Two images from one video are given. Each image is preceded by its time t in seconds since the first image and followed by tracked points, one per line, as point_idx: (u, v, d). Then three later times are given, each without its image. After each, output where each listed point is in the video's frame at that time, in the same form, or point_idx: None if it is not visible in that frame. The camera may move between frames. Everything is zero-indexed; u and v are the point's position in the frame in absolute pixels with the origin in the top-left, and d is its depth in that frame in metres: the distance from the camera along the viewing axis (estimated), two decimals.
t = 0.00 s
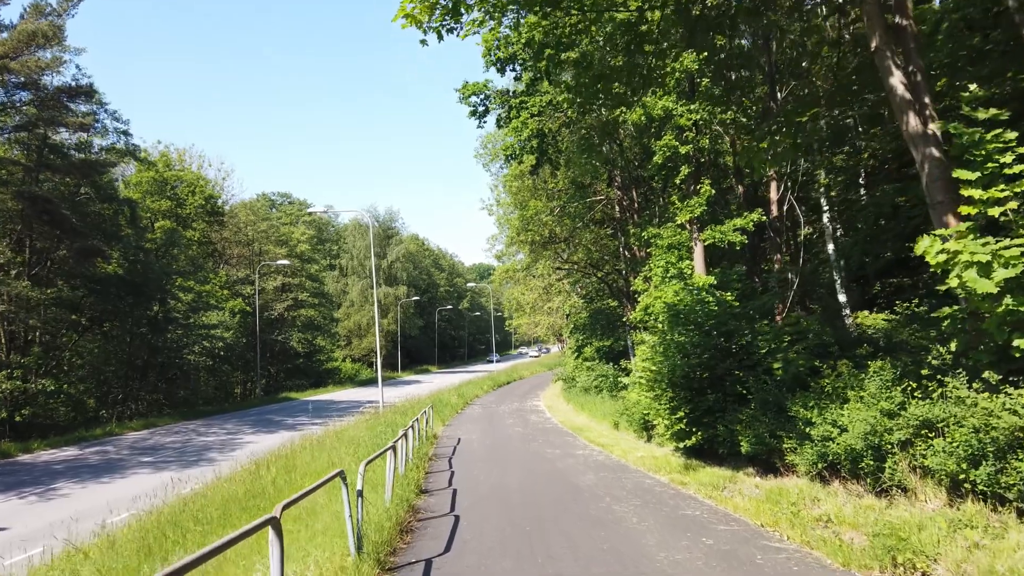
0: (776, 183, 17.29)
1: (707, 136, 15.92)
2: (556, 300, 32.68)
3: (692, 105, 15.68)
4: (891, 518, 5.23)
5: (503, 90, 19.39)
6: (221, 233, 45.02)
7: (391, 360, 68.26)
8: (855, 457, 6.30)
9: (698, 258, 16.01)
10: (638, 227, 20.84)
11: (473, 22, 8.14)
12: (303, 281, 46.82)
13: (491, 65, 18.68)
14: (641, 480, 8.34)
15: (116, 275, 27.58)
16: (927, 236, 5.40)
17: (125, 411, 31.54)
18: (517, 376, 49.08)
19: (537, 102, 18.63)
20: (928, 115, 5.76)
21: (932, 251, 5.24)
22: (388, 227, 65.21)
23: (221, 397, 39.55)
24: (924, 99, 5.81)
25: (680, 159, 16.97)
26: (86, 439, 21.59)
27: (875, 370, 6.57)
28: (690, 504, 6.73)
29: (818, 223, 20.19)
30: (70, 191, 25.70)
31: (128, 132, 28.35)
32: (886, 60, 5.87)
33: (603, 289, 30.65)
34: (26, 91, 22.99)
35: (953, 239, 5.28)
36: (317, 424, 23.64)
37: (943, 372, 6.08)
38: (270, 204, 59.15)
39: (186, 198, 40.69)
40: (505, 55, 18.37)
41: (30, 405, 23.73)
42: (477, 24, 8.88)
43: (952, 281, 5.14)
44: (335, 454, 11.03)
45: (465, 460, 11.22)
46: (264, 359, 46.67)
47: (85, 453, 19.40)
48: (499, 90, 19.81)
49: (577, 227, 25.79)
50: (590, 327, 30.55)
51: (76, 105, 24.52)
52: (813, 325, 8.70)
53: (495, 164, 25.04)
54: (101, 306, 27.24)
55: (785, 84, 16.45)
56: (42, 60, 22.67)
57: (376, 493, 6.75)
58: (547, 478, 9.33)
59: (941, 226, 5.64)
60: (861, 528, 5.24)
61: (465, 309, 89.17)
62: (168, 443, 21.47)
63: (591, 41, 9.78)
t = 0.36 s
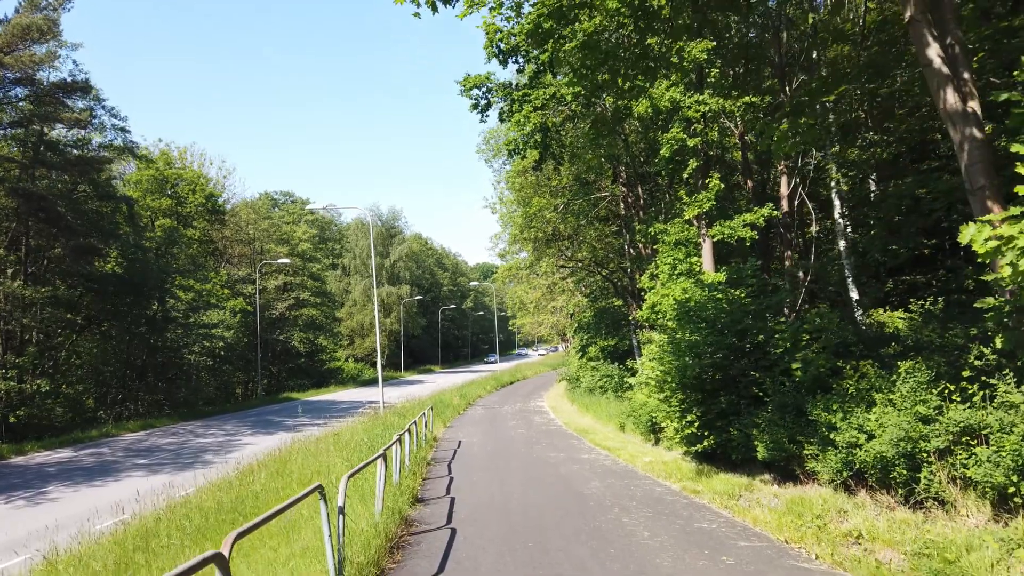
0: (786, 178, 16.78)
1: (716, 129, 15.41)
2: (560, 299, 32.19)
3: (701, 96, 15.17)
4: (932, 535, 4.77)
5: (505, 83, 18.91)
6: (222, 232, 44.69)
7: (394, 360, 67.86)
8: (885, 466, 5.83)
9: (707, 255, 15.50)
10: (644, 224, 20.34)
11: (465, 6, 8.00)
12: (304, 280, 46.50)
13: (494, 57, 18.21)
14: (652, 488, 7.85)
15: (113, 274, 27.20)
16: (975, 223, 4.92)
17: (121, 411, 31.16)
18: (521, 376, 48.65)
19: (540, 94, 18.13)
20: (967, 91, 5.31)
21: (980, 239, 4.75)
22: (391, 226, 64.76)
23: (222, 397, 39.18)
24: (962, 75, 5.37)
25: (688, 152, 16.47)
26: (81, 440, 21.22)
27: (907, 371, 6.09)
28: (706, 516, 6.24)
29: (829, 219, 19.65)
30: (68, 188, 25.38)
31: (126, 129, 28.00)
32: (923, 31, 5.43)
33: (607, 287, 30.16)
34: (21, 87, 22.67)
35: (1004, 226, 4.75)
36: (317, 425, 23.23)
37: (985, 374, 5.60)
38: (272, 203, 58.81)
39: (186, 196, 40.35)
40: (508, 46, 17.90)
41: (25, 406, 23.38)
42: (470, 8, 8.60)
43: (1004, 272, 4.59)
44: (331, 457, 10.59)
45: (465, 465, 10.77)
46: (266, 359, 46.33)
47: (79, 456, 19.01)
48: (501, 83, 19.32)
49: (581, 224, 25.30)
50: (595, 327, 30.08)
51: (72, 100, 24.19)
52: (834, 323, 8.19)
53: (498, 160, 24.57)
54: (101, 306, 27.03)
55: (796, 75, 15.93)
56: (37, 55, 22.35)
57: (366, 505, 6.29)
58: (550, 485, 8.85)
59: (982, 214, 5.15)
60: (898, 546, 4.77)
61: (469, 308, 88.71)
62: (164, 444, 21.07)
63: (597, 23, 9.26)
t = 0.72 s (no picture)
0: (800, 171, 16.29)
1: (727, 120, 14.93)
2: (565, 298, 31.82)
3: (712, 86, 14.68)
4: (986, 549, 4.33)
5: (509, 74, 18.43)
6: (224, 230, 44.36)
7: (398, 360, 67.45)
8: (924, 471, 5.38)
9: (717, 250, 15.01)
10: (652, 219, 19.87)
11: None
12: (307, 278, 46.13)
13: (497, 48, 17.75)
14: (666, 493, 7.36)
15: (112, 271, 26.86)
16: None
17: (121, 412, 30.42)
18: (525, 376, 48.11)
19: (545, 86, 17.66)
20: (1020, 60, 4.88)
21: None
22: (394, 224, 64.35)
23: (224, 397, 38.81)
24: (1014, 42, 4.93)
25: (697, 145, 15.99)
26: (77, 440, 20.86)
27: (947, 368, 5.63)
28: (727, 525, 5.76)
29: (842, 214, 19.14)
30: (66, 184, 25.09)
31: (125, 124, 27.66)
32: None
33: (613, 285, 29.66)
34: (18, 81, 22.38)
35: None
36: (318, 425, 22.83)
37: None
38: (275, 201, 58.48)
39: (187, 194, 40.07)
40: (512, 37, 17.44)
41: (22, 405, 23.03)
42: None
43: None
44: (327, 458, 10.14)
45: (468, 467, 10.31)
46: (268, 358, 45.97)
47: (74, 456, 18.62)
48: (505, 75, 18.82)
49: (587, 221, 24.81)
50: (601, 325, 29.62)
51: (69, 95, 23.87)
52: (858, 317, 7.71)
53: (502, 155, 24.11)
54: (100, 303, 26.74)
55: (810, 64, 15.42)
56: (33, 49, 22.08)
57: (359, 513, 5.84)
58: (557, 489, 8.38)
59: None
60: (948, 561, 4.33)
61: (473, 307, 88.27)
62: (162, 445, 20.69)
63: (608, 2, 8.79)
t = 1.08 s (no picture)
0: (810, 167, 15.88)
1: (736, 115, 14.53)
2: (568, 299, 31.45)
3: (720, 80, 14.29)
4: None
5: (512, 70, 18.05)
6: (226, 230, 44.11)
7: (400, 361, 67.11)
8: (959, 481, 4.97)
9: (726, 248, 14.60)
10: (658, 218, 19.47)
11: None
12: (309, 279, 45.83)
13: (500, 42, 17.40)
14: (676, 501, 6.97)
15: (110, 271, 26.60)
16: None
17: (119, 413, 30.02)
18: (529, 377, 47.70)
19: (548, 81, 17.29)
20: None
21: None
22: (397, 225, 64.05)
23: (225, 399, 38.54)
24: None
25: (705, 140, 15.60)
26: (74, 442, 20.58)
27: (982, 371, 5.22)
28: (744, 538, 5.37)
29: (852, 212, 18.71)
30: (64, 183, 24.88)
31: (124, 123, 27.47)
32: None
33: (618, 285, 29.27)
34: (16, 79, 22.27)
35: None
36: (318, 427, 22.49)
37: None
38: (278, 202, 58.25)
39: (189, 194, 39.87)
40: (515, 31, 17.08)
41: (18, 406, 22.75)
42: None
43: None
44: (323, 463, 9.71)
45: (467, 471, 9.90)
46: (270, 359, 45.70)
47: (70, 459, 18.33)
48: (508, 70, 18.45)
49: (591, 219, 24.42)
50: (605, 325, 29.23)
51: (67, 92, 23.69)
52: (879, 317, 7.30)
53: (505, 153, 23.75)
54: (98, 303, 26.37)
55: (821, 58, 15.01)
56: (30, 45, 22.01)
57: (349, 526, 5.44)
58: (562, 496, 7.99)
59: None
60: None
61: (476, 308, 87.95)
62: (159, 447, 20.38)
63: None
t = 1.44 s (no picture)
0: (816, 162, 15.44)
1: (742, 107, 14.05)
2: (567, 298, 30.98)
3: (725, 70, 13.83)
4: None
5: (510, 62, 17.55)
6: (221, 229, 43.61)
7: (399, 361, 66.60)
8: (1002, 493, 4.51)
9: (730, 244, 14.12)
10: (660, 214, 18.99)
11: None
12: (305, 278, 45.30)
13: (498, 33, 16.93)
14: (685, 511, 6.50)
15: (101, 270, 26.11)
16: None
17: (109, 415, 29.92)
18: (528, 377, 47.23)
19: (547, 73, 16.82)
20: None
21: None
22: (396, 224, 63.53)
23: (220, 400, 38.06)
24: None
25: (709, 133, 15.14)
26: (62, 445, 20.10)
27: None
28: (763, 556, 4.90)
29: (859, 208, 18.26)
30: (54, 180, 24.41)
31: (116, 119, 27.01)
32: None
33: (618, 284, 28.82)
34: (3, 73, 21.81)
35: None
36: (313, 428, 22.02)
37: None
38: (275, 201, 57.76)
39: (183, 192, 39.40)
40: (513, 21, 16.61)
41: (7, 407, 22.29)
42: None
43: None
44: (310, 468, 9.23)
45: (463, 477, 9.42)
46: (266, 360, 45.21)
47: (56, 462, 17.86)
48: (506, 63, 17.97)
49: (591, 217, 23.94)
50: (605, 325, 28.78)
51: (57, 87, 23.24)
52: (900, 313, 6.83)
53: (503, 149, 23.28)
54: (88, 303, 25.78)
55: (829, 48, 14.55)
56: (16, 39, 21.56)
57: (325, 544, 4.94)
58: (562, 505, 7.52)
59: None
60: None
61: (475, 308, 87.50)
62: (149, 450, 19.89)
63: None
